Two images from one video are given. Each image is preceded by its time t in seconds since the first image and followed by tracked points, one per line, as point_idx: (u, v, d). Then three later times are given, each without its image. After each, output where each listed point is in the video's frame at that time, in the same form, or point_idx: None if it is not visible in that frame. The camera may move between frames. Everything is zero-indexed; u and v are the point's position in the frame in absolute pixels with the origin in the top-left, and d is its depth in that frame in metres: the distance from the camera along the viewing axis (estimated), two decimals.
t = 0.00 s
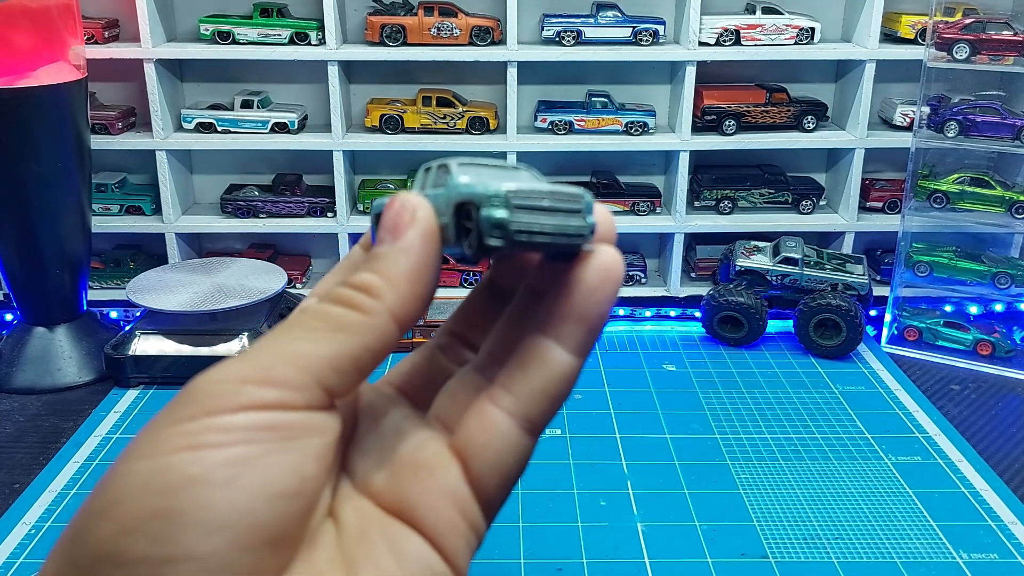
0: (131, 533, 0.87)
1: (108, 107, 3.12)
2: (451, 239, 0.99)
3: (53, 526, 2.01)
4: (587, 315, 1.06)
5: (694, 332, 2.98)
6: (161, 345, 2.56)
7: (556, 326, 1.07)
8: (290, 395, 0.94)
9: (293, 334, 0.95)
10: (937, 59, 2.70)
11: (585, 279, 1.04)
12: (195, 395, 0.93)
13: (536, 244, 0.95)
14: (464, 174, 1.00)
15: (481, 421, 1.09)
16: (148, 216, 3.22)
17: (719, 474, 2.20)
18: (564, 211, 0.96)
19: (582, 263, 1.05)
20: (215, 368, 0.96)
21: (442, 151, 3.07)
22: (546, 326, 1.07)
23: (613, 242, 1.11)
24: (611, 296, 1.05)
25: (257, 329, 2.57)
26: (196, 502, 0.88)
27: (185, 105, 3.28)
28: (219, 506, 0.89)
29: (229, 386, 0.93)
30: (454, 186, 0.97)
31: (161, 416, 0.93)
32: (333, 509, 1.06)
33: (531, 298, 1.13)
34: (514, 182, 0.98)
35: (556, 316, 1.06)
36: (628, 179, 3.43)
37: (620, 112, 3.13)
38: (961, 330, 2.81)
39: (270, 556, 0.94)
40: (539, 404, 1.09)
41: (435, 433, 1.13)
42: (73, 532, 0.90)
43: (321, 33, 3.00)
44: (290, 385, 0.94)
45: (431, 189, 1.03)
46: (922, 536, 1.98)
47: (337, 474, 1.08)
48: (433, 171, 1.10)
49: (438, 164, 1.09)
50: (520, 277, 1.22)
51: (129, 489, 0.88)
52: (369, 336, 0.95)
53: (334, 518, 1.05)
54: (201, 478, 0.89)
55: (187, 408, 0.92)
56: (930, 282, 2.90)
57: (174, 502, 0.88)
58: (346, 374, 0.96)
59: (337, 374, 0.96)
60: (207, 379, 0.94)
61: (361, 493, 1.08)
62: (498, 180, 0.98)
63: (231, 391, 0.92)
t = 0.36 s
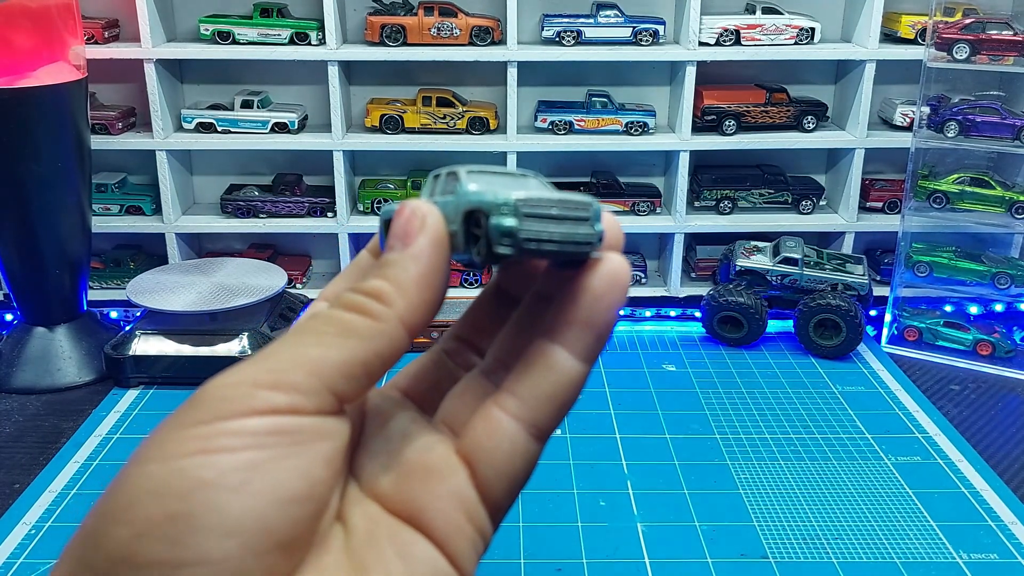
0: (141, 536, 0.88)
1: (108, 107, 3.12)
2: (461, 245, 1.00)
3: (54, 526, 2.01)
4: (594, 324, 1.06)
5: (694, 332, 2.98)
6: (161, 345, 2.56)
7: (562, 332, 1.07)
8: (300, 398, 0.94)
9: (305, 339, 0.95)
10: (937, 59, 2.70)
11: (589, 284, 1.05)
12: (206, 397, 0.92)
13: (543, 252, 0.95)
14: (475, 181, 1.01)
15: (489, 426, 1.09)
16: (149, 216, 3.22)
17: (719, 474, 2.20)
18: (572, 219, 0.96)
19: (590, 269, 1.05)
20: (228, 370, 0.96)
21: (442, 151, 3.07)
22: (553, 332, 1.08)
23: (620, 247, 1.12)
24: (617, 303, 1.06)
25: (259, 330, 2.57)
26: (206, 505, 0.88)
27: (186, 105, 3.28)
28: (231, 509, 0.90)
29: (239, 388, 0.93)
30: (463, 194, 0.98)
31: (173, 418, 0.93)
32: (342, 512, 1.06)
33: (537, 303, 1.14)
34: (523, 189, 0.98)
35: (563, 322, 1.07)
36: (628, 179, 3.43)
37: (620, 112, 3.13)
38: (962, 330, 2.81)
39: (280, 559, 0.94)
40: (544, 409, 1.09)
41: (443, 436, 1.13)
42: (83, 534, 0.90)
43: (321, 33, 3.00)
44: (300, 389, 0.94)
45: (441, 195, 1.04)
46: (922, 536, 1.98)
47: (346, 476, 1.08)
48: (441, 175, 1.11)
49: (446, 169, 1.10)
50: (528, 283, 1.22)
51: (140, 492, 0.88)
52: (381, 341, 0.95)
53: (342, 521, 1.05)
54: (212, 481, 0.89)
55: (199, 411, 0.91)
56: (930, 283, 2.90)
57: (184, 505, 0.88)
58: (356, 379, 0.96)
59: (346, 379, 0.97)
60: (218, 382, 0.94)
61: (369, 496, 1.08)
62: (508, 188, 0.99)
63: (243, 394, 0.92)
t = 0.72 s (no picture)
0: (138, 537, 0.87)
1: (108, 107, 3.12)
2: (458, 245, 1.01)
3: (53, 525, 2.01)
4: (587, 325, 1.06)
5: (694, 332, 2.98)
6: (162, 346, 2.55)
7: (555, 331, 1.07)
8: (295, 398, 0.94)
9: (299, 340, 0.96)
10: (937, 59, 2.70)
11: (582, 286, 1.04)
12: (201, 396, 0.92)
13: (538, 252, 0.95)
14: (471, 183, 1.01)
15: (485, 426, 1.09)
16: (148, 216, 3.21)
17: (719, 474, 2.20)
18: (567, 220, 0.96)
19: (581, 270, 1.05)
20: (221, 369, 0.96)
21: (442, 151, 3.07)
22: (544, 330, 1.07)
23: (614, 247, 1.11)
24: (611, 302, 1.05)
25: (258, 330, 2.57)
26: (202, 506, 0.88)
27: (185, 105, 3.27)
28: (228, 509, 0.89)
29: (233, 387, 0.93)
30: (458, 195, 0.98)
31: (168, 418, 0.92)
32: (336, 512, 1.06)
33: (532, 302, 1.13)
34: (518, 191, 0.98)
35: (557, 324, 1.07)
36: (628, 179, 3.43)
37: (620, 112, 3.12)
38: (961, 330, 2.81)
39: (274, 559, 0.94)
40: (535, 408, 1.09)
41: (439, 436, 1.14)
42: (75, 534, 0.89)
43: (321, 33, 3.00)
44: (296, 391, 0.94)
45: (436, 195, 1.04)
46: (922, 536, 1.98)
47: (340, 476, 1.08)
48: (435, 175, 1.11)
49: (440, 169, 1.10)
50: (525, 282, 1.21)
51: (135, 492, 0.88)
52: (376, 342, 0.96)
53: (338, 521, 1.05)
54: (206, 481, 0.89)
55: (194, 411, 0.91)
56: (930, 282, 2.90)
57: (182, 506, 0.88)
58: (351, 379, 0.97)
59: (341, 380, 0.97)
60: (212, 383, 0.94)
61: (364, 497, 1.08)
62: (503, 188, 0.99)
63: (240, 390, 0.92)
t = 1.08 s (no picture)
0: (142, 539, 0.88)
1: (108, 107, 3.12)
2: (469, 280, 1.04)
3: (53, 525, 2.01)
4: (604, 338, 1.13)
5: (694, 332, 2.98)
6: (162, 346, 2.55)
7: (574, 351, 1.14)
8: (302, 406, 0.95)
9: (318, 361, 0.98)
10: (937, 59, 2.70)
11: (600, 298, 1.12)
12: (214, 401, 0.94)
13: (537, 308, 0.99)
14: (468, 231, 1.00)
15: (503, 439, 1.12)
16: (148, 216, 3.22)
17: (720, 474, 2.20)
18: (561, 271, 0.98)
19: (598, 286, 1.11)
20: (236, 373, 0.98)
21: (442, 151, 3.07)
22: (567, 351, 1.14)
23: (614, 243, 1.18)
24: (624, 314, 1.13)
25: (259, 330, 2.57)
26: (200, 509, 0.88)
27: (185, 106, 3.28)
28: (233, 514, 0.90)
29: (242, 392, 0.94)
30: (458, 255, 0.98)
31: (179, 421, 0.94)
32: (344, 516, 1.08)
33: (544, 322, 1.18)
34: (515, 250, 0.97)
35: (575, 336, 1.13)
36: (628, 179, 3.43)
37: (621, 112, 3.12)
38: (962, 330, 2.81)
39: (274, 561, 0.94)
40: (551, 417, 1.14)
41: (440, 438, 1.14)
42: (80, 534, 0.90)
43: (321, 33, 3.00)
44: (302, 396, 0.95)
45: (437, 227, 1.04)
46: (922, 536, 1.98)
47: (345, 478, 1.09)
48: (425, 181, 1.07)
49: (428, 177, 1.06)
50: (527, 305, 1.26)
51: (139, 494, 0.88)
52: (393, 372, 0.98)
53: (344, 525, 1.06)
54: (208, 486, 0.89)
55: (202, 415, 0.92)
56: (930, 282, 2.90)
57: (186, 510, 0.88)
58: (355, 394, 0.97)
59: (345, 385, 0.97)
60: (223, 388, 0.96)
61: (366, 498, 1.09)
62: (500, 244, 0.98)
63: (251, 395, 0.94)
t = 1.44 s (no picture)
0: (144, 544, 0.89)
1: (108, 107, 3.12)
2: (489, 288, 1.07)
3: (54, 525, 2.01)
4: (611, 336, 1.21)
5: (694, 332, 2.98)
6: (161, 345, 2.56)
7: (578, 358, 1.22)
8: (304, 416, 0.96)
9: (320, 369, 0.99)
10: (937, 59, 2.69)
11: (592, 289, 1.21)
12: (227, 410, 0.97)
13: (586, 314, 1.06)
14: (505, 250, 1.01)
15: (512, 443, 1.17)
16: (148, 216, 3.22)
17: (719, 474, 2.20)
18: (607, 277, 1.06)
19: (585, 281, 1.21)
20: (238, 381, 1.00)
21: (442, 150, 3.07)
22: (577, 347, 1.22)
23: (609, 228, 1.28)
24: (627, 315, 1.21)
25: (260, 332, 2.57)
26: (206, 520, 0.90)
27: (186, 106, 3.28)
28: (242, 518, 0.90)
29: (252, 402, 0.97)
30: (506, 277, 1.00)
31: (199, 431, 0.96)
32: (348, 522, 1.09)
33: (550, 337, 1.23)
34: (565, 264, 1.02)
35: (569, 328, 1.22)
36: (628, 179, 3.43)
37: (621, 112, 3.12)
38: (961, 330, 2.81)
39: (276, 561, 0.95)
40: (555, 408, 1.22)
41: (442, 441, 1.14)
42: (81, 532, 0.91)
43: (321, 33, 3.00)
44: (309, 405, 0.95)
45: (457, 243, 1.02)
46: (922, 536, 1.98)
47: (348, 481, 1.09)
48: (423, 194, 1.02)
49: (430, 190, 1.01)
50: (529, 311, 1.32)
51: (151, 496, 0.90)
52: (404, 392, 0.99)
53: (349, 528, 1.07)
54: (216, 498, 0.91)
55: (213, 425, 0.94)
56: (930, 282, 2.90)
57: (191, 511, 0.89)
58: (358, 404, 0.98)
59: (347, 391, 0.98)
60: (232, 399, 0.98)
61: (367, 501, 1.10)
62: (547, 261, 1.02)
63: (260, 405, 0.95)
